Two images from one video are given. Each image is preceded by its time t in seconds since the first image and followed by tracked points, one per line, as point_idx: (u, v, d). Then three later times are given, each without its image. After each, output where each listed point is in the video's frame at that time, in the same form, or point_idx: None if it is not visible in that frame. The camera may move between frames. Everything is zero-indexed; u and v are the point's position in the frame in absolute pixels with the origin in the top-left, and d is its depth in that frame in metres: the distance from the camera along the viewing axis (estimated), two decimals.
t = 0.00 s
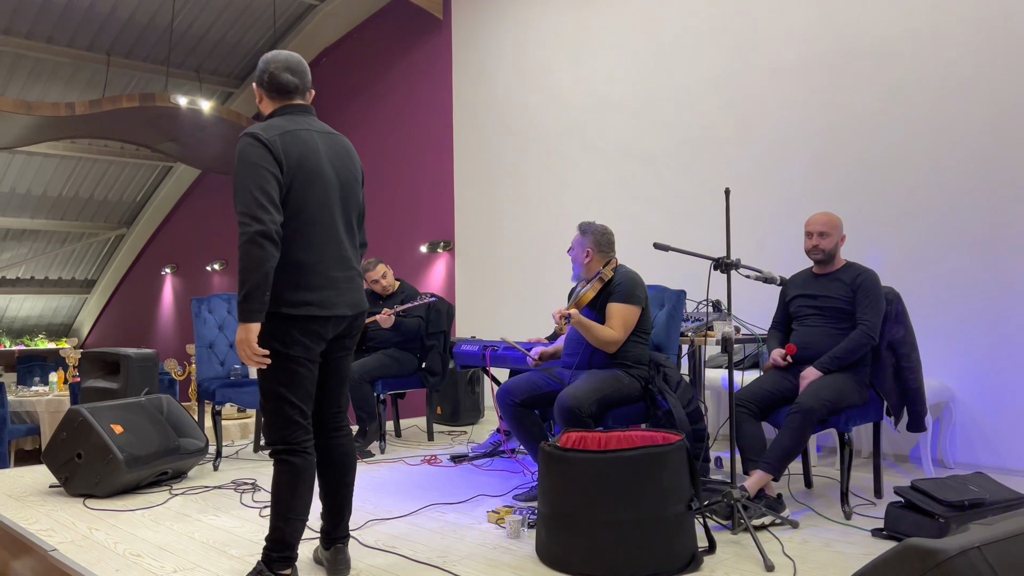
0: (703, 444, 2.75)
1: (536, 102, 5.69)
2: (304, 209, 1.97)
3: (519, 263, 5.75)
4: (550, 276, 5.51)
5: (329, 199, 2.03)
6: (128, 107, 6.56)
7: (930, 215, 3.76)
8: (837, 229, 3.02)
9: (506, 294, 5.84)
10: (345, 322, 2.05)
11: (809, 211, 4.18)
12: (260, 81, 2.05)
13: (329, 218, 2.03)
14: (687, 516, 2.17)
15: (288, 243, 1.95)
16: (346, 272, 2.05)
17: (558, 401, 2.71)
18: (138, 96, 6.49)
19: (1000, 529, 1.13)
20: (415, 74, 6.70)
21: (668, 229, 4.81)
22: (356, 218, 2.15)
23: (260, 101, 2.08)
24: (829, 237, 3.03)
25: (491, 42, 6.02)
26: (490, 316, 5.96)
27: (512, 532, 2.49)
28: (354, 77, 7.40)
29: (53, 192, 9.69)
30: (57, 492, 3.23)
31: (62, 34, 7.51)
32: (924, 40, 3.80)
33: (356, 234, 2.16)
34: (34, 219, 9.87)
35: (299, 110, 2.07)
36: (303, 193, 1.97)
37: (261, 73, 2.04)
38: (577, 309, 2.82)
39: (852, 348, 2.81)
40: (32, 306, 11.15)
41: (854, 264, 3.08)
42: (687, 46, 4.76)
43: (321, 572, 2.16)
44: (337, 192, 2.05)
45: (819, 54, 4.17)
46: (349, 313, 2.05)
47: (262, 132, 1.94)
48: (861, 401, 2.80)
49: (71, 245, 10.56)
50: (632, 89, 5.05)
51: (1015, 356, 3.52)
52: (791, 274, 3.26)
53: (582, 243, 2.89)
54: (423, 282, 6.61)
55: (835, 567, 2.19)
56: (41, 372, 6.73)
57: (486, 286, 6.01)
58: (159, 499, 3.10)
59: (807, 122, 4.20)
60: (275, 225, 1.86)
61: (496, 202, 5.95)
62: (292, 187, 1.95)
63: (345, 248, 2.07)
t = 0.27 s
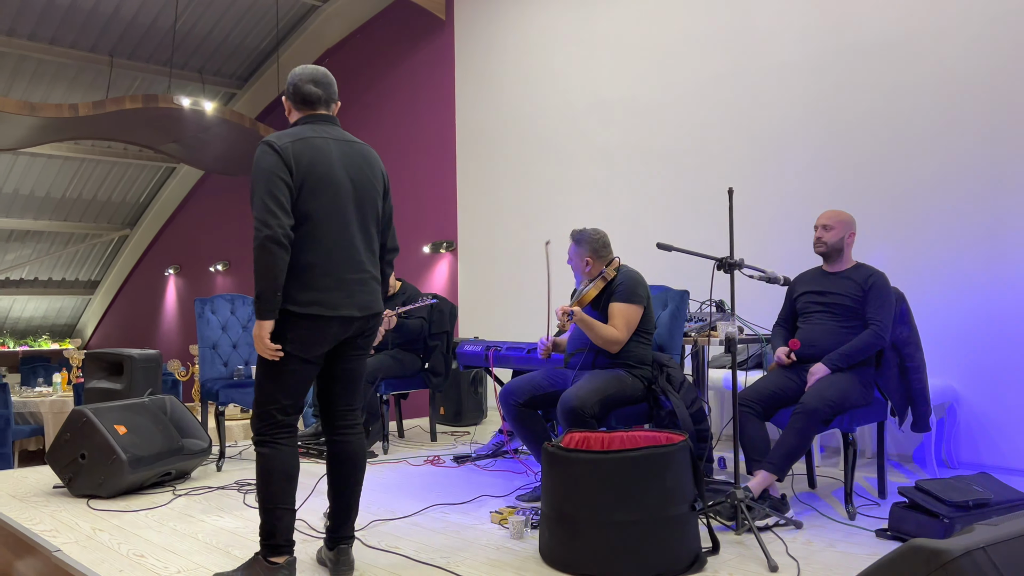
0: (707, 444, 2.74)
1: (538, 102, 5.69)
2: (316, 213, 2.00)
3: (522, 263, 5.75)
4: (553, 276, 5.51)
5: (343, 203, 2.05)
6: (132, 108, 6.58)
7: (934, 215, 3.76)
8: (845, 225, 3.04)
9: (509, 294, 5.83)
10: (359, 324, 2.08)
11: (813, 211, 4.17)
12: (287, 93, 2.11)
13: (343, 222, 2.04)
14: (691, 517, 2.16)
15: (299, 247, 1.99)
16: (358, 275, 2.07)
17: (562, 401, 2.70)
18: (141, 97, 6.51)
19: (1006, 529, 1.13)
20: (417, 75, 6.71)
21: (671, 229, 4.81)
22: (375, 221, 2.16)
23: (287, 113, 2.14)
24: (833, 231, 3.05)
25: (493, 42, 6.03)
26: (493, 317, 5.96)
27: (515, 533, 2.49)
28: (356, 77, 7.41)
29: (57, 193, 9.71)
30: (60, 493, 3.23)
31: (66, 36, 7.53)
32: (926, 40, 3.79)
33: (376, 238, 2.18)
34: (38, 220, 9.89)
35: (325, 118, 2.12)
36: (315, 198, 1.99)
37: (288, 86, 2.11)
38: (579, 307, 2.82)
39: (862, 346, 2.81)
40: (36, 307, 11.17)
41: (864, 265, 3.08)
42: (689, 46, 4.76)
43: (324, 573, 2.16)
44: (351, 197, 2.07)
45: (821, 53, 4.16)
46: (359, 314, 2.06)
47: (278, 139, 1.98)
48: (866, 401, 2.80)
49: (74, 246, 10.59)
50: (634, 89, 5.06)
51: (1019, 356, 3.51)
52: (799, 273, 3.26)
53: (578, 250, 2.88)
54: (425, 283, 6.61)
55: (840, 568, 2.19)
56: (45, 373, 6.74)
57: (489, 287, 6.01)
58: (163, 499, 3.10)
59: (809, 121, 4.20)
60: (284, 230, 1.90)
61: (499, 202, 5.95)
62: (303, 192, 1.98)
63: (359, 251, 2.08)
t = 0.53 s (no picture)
0: (709, 444, 2.70)
1: (541, 102, 5.69)
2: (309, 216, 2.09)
3: (524, 263, 5.75)
4: (556, 276, 5.51)
5: (337, 207, 2.12)
6: (135, 109, 6.59)
7: (937, 214, 3.75)
8: (833, 226, 3.04)
9: (511, 294, 5.84)
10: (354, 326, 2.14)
11: (815, 210, 4.16)
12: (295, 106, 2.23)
13: (339, 224, 2.12)
14: (694, 517, 2.16)
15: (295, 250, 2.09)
16: (351, 276, 2.14)
17: (564, 401, 2.70)
18: (144, 99, 6.52)
19: (1008, 529, 1.13)
20: (420, 75, 6.71)
21: (673, 229, 4.81)
22: (376, 223, 2.22)
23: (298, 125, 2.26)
24: (822, 232, 3.08)
25: (495, 42, 6.03)
26: (495, 317, 5.96)
27: (518, 533, 2.49)
28: (359, 78, 7.42)
29: (61, 194, 9.74)
30: (65, 493, 3.24)
31: (69, 37, 7.55)
32: (929, 39, 3.79)
33: (378, 240, 2.23)
34: (41, 221, 9.91)
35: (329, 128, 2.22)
36: (308, 202, 2.09)
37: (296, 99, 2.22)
38: (581, 307, 2.81)
39: (875, 349, 2.80)
40: (40, 307, 11.21)
41: (865, 264, 3.07)
42: (691, 45, 4.76)
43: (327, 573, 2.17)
44: (346, 200, 2.14)
45: (823, 53, 4.16)
46: (350, 316, 2.12)
47: (274, 149, 2.10)
48: (869, 400, 2.79)
49: (78, 247, 10.61)
50: (636, 90, 5.05)
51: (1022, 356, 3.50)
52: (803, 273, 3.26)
53: (580, 249, 2.87)
54: (428, 283, 6.62)
55: (843, 568, 2.18)
56: (49, 373, 6.76)
57: (492, 287, 6.01)
58: (167, 500, 3.11)
59: (811, 120, 4.19)
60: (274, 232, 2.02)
61: (501, 202, 5.95)
62: (296, 197, 2.08)
63: (354, 253, 2.15)
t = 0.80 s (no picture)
0: (712, 444, 2.68)
1: (542, 102, 5.69)
2: (292, 224, 2.19)
3: (526, 263, 5.75)
4: (558, 276, 5.51)
5: (319, 213, 2.20)
6: (137, 111, 6.61)
7: (939, 213, 3.74)
8: (831, 228, 3.04)
9: (514, 294, 5.84)
10: (340, 330, 2.21)
11: (817, 210, 4.16)
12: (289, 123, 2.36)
13: (320, 230, 2.20)
14: (697, 516, 2.16)
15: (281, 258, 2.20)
16: (336, 280, 2.20)
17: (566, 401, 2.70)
18: (147, 100, 6.54)
19: (1012, 529, 1.13)
20: (421, 76, 6.72)
21: (676, 229, 4.80)
22: (362, 226, 2.27)
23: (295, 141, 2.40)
24: (820, 235, 3.07)
25: (497, 42, 6.03)
26: (497, 317, 5.96)
27: (521, 533, 2.49)
28: (361, 78, 7.42)
29: (64, 196, 9.77)
30: (69, 494, 3.25)
31: (72, 39, 7.57)
32: (931, 38, 3.78)
33: (365, 242, 2.28)
34: (44, 222, 9.93)
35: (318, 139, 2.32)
36: (289, 211, 2.19)
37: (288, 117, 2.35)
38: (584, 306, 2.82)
39: (879, 350, 2.80)
40: (44, 309, 11.24)
41: (867, 264, 3.07)
42: (693, 45, 4.76)
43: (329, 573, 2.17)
44: (327, 205, 2.22)
45: (825, 52, 4.15)
46: (332, 321, 2.18)
47: (260, 166, 2.24)
48: (872, 400, 2.79)
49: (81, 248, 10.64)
50: (638, 90, 5.05)
51: None
52: (805, 274, 3.26)
53: (586, 248, 2.89)
54: (430, 283, 6.62)
55: (846, 568, 2.18)
56: (53, 375, 6.78)
57: (494, 287, 6.01)
58: (170, 500, 3.11)
59: (813, 119, 4.19)
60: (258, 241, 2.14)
61: (503, 202, 5.95)
62: (279, 207, 2.20)
63: (338, 256, 2.21)
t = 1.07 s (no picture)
0: (715, 443, 2.72)
1: (544, 102, 5.68)
2: (270, 228, 2.38)
3: (529, 263, 5.75)
4: (560, 276, 5.51)
5: (293, 216, 2.37)
6: (140, 112, 6.63)
7: (942, 211, 3.74)
8: (831, 230, 3.04)
9: (516, 295, 5.85)
10: (317, 327, 2.36)
11: (820, 209, 4.16)
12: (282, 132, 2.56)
13: (295, 232, 2.37)
14: (699, 516, 2.16)
15: (263, 260, 2.40)
16: (312, 279, 2.35)
17: (568, 400, 2.70)
18: (149, 101, 6.56)
19: (1015, 528, 1.13)
20: (424, 76, 6.72)
21: (678, 229, 4.80)
22: (339, 227, 2.40)
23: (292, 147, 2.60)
24: (821, 238, 3.08)
25: (499, 42, 6.03)
26: (500, 317, 5.97)
27: (523, 533, 2.49)
28: (363, 79, 7.43)
29: (67, 197, 9.79)
30: (73, 494, 3.27)
31: (75, 41, 7.58)
32: (933, 36, 3.78)
33: (343, 241, 2.41)
34: (47, 223, 9.96)
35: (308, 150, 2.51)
36: (267, 217, 2.38)
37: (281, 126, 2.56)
38: (586, 304, 2.82)
39: (882, 349, 2.80)
40: (47, 310, 11.27)
41: (868, 264, 3.06)
42: (695, 44, 4.75)
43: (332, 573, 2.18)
44: (301, 209, 2.37)
45: (827, 52, 4.15)
46: (307, 317, 2.34)
47: (246, 176, 2.46)
48: (874, 400, 2.79)
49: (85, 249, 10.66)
50: (640, 89, 5.05)
51: None
52: (807, 274, 3.25)
53: (590, 246, 2.89)
54: (432, 284, 6.63)
55: (848, 567, 2.18)
56: (57, 375, 6.80)
57: (496, 287, 6.01)
58: (174, 501, 3.12)
59: (816, 119, 4.19)
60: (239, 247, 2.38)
61: (505, 202, 5.95)
62: (259, 213, 2.40)
63: (313, 257, 2.36)
